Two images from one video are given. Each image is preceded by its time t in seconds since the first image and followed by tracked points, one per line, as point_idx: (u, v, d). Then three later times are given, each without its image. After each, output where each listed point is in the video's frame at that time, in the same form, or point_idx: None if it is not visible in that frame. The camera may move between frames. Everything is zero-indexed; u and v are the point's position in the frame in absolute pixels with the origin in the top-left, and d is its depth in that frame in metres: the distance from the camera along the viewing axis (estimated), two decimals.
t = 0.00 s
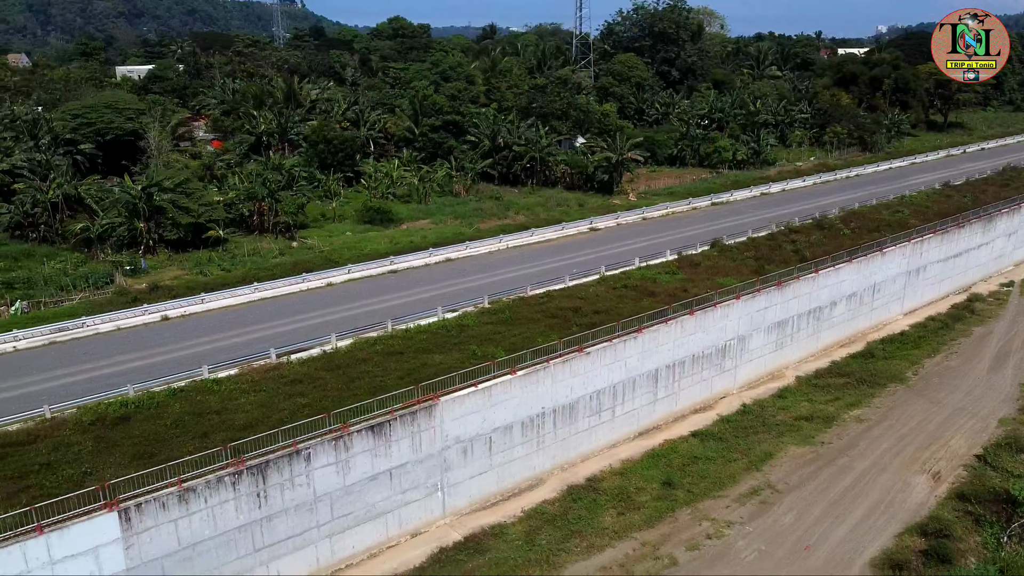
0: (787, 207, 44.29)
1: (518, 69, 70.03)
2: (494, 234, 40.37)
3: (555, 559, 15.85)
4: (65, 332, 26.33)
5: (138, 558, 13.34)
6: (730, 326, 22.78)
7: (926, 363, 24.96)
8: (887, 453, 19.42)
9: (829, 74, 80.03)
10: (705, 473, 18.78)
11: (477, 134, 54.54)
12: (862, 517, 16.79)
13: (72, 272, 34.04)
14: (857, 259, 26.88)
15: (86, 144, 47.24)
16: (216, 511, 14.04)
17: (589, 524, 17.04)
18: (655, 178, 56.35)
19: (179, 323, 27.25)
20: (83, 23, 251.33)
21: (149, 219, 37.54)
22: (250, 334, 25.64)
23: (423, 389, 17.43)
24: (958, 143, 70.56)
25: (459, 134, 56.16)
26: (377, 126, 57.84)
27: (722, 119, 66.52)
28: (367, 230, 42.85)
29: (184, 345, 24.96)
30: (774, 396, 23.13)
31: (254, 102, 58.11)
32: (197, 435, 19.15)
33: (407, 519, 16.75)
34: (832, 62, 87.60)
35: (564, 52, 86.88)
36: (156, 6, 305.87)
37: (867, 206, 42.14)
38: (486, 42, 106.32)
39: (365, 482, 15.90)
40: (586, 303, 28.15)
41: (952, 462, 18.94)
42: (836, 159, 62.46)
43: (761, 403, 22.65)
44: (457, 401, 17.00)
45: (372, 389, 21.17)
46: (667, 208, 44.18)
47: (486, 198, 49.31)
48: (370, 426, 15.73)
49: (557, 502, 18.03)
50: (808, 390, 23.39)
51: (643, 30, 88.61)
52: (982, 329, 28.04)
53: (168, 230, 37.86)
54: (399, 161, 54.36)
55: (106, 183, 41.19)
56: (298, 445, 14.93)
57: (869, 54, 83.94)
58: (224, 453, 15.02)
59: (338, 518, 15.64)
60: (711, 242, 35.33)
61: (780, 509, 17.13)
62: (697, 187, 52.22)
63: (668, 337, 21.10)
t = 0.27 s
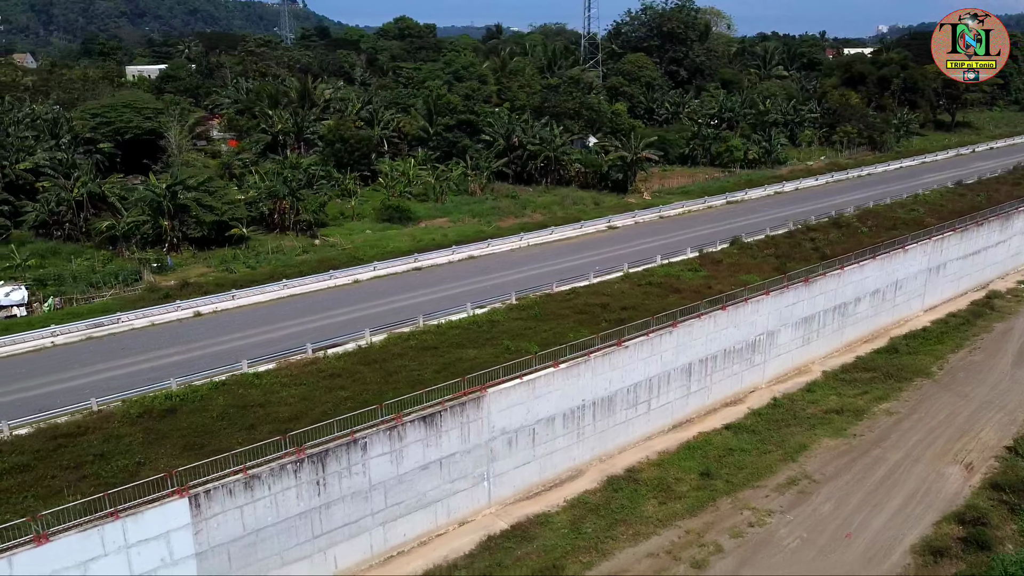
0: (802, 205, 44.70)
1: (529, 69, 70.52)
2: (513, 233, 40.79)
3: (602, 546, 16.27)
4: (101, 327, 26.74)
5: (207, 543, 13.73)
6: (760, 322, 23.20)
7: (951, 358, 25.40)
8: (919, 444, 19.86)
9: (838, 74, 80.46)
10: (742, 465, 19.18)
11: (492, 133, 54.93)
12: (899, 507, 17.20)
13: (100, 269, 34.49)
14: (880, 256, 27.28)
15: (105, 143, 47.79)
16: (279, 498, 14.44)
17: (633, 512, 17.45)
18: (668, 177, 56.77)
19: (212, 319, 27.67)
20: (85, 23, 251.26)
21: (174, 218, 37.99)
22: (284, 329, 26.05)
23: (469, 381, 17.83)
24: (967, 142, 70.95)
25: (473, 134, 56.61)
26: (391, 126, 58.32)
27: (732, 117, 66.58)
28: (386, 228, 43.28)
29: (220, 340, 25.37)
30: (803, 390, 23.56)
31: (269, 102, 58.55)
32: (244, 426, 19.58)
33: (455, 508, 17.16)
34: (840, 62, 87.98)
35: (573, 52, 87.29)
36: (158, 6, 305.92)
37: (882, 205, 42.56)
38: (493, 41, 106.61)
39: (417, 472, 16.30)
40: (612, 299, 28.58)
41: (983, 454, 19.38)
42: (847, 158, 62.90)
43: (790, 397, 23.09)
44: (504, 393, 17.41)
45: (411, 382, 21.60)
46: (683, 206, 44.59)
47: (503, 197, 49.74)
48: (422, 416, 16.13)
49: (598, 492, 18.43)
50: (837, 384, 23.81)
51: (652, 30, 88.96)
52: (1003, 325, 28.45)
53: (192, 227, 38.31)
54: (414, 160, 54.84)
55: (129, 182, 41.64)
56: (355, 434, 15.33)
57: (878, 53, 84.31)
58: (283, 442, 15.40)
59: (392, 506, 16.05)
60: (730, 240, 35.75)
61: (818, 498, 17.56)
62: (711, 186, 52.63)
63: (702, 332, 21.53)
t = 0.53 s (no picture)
0: (816, 204, 45.14)
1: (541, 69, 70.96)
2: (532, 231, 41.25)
3: (647, 532, 16.72)
4: (135, 323, 27.19)
5: (271, 527, 14.17)
6: (788, 317, 23.64)
7: (973, 353, 25.86)
8: (948, 436, 20.32)
9: (845, 74, 80.96)
10: (777, 455, 19.62)
11: (506, 132, 55.36)
12: (933, 496, 17.66)
13: (127, 265, 34.90)
14: (902, 253, 27.72)
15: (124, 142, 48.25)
16: (338, 485, 14.88)
17: (673, 501, 17.90)
18: (680, 175, 57.24)
19: (243, 315, 28.12)
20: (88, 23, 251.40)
21: (197, 215, 38.29)
22: (317, 325, 26.50)
23: (512, 373, 18.27)
24: (975, 141, 71.40)
25: (487, 133, 57.04)
26: (405, 125, 58.74)
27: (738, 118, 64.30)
28: (405, 226, 43.74)
29: (255, 335, 25.83)
30: (830, 383, 24.01)
31: (283, 102, 59.00)
32: (289, 418, 20.07)
33: (500, 497, 17.61)
34: (847, 62, 88.44)
35: (581, 52, 87.75)
36: (159, 6, 306.17)
37: (896, 203, 43.02)
38: (501, 41, 107.04)
39: (465, 460, 16.75)
40: (637, 295, 29.05)
41: (1012, 445, 19.84)
42: (857, 157, 63.37)
43: (818, 390, 23.55)
44: (547, 384, 17.86)
45: (449, 375, 22.07)
46: (698, 205, 45.03)
47: (518, 196, 50.20)
48: (471, 406, 16.59)
49: (637, 482, 18.88)
50: (863, 378, 24.27)
51: (660, 30, 89.38)
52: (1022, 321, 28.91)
53: (215, 225, 38.71)
54: (429, 159, 55.29)
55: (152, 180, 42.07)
56: (409, 423, 15.78)
57: (885, 53, 84.75)
58: (339, 431, 15.85)
59: (442, 494, 16.50)
60: (749, 238, 36.21)
61: (854, 487, 18.01)
62: (724, 184, 53.10)
63: (733, 326, 21.99)
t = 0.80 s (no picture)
0: (830, 202, 45.62)
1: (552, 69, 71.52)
2: (550, 229, 41.73)
3: (688, 518, 17.19)
4: (169, 318, 27.68)
5: (330, 512, 14.64)
6: (814, 311, 24.12)
7: (994, 348, 26.33)
8: (975, 427, 20.80)
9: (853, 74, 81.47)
10: (808, 445, 20.09)
11: (520, 132, 55.84)
12: (964, 485, 18.15)
13: (154, 262, 35.39)
14: (922, 250, 28.19)
15: (143, 140, 48.75)
16: (393, 471, 15.36)
17: (711, 489, 18.37)
18: (692, 174, 57.73)
19: (274, 311, 28.60)
20: (91, 24, 251.50)
21: (220, 213, 38.72)
22: (348, 320, 26.98)
23: (553, 365, 18.75)
24: (983, 141, 71.82)
25: (500, 132, 57.54)
26: (419, 125, 59.24)
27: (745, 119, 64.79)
28: (423, 224, 44.22)
29: (288, 330, 26.31)
30: (855, 376, 24.49)
31: (298, 101, 59.53)
32: (332, 409, 20.56)
33: (543, 485, 18.08)
34: (854, 62, 88.94)
35: (590, 52, 88.31)
36: (162, 6, 306.50)
37: (910, 201, 43.50)
38: (509, 41, 107.59)
39: (511, 449, 17.23)
40: (661, 291, 29.55)
41: None
42: (866, 156, 63.84)
43: (844, 383, 24.02)
44: (588, 376, 18.34)
45: (484, 367, 22.56)
46: (713, 203, 45.51)
47: (533, 194, 50.70)
48: (517, 396, 17.08)
49: (673, 471, 19.34)
50: (887, 372, 24.74)
51: (668, 30, 89.89)
52: None
53: (238, 223, 39.20)
54: (444, 158, 55.80)
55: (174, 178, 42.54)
56: (459, 412, 16.27)
57: (892, 53, 85.28)
58: (391, 420, 16.33)
59: (488, 482, 16.97)
60: (767, 235, 36.69)
61: (887, 476, 18.49)
62: (736, 183, 53.60)
63: (762, 320, 22.48)
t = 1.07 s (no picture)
0: (843, 201, 46.12)
1: (561, 70, 72.07)
2: (567, 226, 42.24)
3: (725, 504, 17.68)
4: (201, 313, 28.17)
5: (386, 496, 15.12)
6: (839, 306, 24.61)
7: (1013, 342, 26.84)
8: (1001, 418, 21.28)
9: (860, 74, 82.03)
10: (838, 435, 20.59)
11: (533, 131, 56.32)
12: (992, 473, 18.66)
13: (180, 258, 35.87)
14: (942, 246, 28.71)
15: (162, 139, 49.16)
16: (444, 457, 15.85)
17: (746, 477, 18.86)
18: (703, 172, 58.23)
19: (303, 306, 29.09)
20: (93, 24, 251.51)
21: (243, 211, 39.33)
22: (378, 315, 27.47)
23: (591, 356, 19.25)
24: (990, 140, 72.30)
25: (513, 131, 58.04)
26: (432, 125, 59.77)
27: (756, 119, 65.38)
28: (441, 222, 44.69)
29: (320, 325, 26.80)
30: (878, 370, 24.99)
31: (312, 101, 60.02)
32: (372, 400, 21.04)
33: (582, 473, 18.58)
34: (861, 62, 89.45)
35: (598, 52, 88.82)
36: (164, 6, 306.69)
37: (923, 199, 43.99)
38: (515, 41, 108.06)
39: (552, 437, 17.73)
40: (684, 287, 30.02)
41: None
42: (875, 155, 64.33)
43: (869, 375, 24.52)
44: (626, 367, 18.82)
45: (517, 361, 23.04)
46: (727, 201, 46.00)
47: (548, 193, 51.22)
48: (559, 385, 17.57)
49: (707, 460, 19.83)
50: (910, 365, 25.23)
51: (676, 29, 90.34)
52: None
53: (260, 221, 39.70)
54: (458, 157, 56.31)
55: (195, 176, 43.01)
56: (505, 401, 16.77)
57: (898, 53, 85.83)
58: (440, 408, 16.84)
59: (531, 469, 17.47)
60: (784, 233, 37.15)
61: (917, 464, 19.00)
62: (748, 182, 54.11)
63: (789, 314, 22.98)
